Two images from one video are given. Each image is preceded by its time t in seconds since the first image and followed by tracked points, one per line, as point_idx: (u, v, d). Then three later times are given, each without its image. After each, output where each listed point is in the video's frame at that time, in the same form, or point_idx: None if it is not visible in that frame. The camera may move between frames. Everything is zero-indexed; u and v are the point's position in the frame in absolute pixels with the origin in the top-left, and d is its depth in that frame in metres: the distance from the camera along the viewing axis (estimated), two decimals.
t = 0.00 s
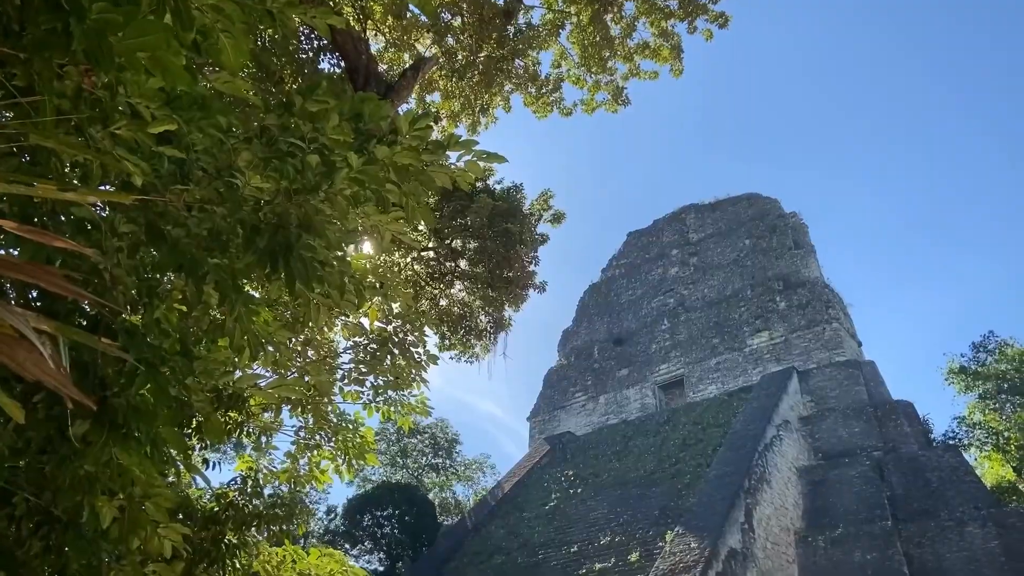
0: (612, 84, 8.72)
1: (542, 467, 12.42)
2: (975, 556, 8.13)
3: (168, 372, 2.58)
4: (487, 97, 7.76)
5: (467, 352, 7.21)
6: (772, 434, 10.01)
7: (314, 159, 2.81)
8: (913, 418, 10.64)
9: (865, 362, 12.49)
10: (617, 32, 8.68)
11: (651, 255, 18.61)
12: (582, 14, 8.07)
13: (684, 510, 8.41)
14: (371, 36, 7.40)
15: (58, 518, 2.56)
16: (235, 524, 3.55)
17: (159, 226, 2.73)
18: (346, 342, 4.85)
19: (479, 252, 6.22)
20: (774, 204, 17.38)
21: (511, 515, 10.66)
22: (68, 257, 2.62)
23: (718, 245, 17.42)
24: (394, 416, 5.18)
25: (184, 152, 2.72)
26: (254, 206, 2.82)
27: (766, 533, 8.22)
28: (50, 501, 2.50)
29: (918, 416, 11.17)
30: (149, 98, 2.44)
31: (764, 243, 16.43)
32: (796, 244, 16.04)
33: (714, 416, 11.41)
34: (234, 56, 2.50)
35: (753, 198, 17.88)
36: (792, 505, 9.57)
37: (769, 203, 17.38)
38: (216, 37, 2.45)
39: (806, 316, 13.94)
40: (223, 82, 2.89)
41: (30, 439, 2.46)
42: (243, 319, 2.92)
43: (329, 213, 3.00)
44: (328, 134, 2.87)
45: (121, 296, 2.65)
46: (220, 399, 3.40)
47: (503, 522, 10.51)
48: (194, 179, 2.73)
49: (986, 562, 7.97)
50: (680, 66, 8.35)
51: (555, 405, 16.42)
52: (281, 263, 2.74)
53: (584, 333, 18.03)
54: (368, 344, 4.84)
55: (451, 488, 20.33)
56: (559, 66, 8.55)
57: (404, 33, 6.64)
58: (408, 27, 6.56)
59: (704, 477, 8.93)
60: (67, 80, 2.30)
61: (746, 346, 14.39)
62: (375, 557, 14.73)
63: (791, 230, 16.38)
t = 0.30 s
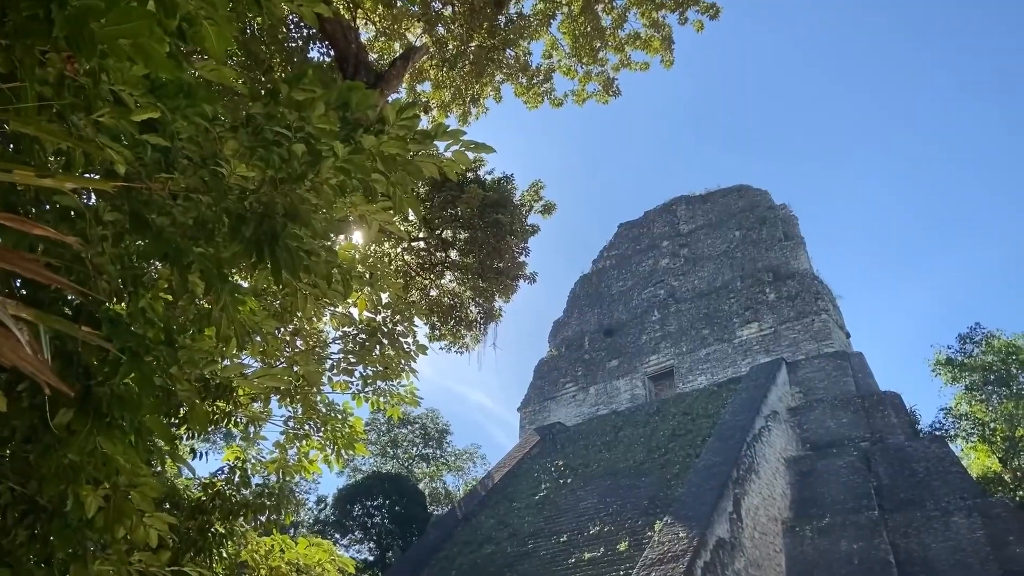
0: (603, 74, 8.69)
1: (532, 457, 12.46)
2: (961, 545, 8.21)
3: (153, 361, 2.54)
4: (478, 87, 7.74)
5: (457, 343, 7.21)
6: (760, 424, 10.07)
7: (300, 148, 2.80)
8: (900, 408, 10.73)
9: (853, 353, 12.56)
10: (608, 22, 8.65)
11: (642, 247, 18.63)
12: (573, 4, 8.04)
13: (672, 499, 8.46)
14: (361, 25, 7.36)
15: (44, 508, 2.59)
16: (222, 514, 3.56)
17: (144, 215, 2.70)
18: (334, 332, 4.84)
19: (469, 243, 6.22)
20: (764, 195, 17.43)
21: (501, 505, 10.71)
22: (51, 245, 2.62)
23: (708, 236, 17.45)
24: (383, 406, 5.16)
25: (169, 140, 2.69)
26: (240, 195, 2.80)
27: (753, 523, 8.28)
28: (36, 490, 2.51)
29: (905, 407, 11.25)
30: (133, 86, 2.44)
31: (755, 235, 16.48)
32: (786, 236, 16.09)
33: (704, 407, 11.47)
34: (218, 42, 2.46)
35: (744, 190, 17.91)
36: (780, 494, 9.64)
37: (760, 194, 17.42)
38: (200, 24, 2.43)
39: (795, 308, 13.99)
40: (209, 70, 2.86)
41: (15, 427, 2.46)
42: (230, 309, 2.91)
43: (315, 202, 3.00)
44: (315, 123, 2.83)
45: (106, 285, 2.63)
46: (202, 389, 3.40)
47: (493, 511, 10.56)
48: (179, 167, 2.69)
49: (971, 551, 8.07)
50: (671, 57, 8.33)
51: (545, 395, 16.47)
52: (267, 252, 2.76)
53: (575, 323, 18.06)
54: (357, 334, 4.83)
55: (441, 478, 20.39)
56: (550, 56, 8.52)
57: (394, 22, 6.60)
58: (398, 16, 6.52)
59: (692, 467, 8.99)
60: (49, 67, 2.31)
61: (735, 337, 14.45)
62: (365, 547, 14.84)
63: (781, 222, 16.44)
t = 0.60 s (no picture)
0: (594, 65, 8.67)
1: (522, 448, 12.49)
2: (946, 535, 8.31)
3: (137, 348, 2.53)
4: (468, 77, 7.71)
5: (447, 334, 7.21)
6: (749, 415, 10.12)
7: (286, 137, 2.81)
8: (888, 399, 10.80)
9: (841, 344, 12.63)
10: (599, 13, 8.61)
11: (632, 238, 18.64)
12: None
13: (662, 490, 8.51)
14: (351, 13, 7.32)
15: (29, 497, 2.57)
16: (210, 503, 3.56)
17: (129, 204, 2.67)
18: (323, 321, 4.84)
19: (459, 234, 6.21)
20: (754, 187, 17.47)
21: (491, 495, 10.74)
22: (34, 232, 2.60)
23: (699, 228, 17.48)
24: (372, 396, 5.17)
25: (154, 129, 2.68)
26: (226, 183, 2.74)
27: (742, 513, 8.34)
28: (20, 479, 2.50)
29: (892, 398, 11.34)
30: (117, 74, 2.43)
31: (745, 227, 16.53)
32: (776, 228, 16.14)
33: (693, 398, 11.52)
34: (202, 29, 2.41)
35: (734, 181, 17.94)
36: (768, 485, 9.69)
37: (750, 186, 17.46)
38: (183, 10, 2.39)
39: (785, 299, 14.04)
40: (195, 57, 2.82)
41: None
42: (217, 298, 2.80)
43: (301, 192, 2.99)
44: (300, 112, 2.83)
45: (89, 275, 2.62)
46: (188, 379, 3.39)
47: (483, 502, 10.59)
48: (163, 155, 2.70)
49: (957, 541, 8.15)
50: (662, 47, 8.31)
51: (536, 386, 16.50)
52: (254, 241, 2.73)
53: (566, 315, 18.07)
54: (346, 324, 4.83)
55: (431, 468, 20.41)
56: (541, 46, 8.49)
57: (384, 11, 6.56)
58: (388, 5, 6.49)
59: (682, 458, 9.03)
60: (31, 54, 2.29)
61: (725, 328, 14.50)
62: (355, 536, 14.85)
63: (771, 214, 16.48)
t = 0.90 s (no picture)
0: (584, 55, 8.64)
1: (512, 438, 12.53)
2: (932, 525, 8.39)
3: (121, 338, 2.53)
4: (458, 67, 7.67)
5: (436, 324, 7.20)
6: (737, 406, 10.18)
7: (271, 126, 2.79)
8: (875, 390, 10.88)
9: (829, 336, 12.70)
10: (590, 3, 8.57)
11: (623, 229, 18.65)
12: None
13: (650, 480, 8.56)
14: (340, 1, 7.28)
15: (14, 486, 2.55)
16: (197, 493, 3.55)
17: (112, 193, 2.64)
18: (312, 311, 4.83)
19: (449, 224, 6.22)
20: (744, 178, 17.52)
21: (480, 485, 10.77)
22: (17, 221, 2.58)
23: (689, 219, 17.52)
24: (361, 387, 5.17)
25: (138, 117, 2.67)
26: (211, 173, 2.70)
27: (729, 502, 8.40)
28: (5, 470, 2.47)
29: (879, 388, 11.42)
30: (101, 61, 2.43)
31: (734, 219, 16.58)
32: (765, 219, 16.19)
33: (682, 388, 11.58)
34: (186, 17, 2.36)
35: (724, 173, 17.97)
36: (756, 475, 9.76)
37: (740, 177, 17.51)
38: None
39: (774, 291, 14.10)
40: (181, 46, 2.77)
41: None
42: (202, 288, 2.77)
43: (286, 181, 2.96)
44: (287, 101, 2.80)
45: (72, 265, 2.60)
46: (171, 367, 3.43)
47: (473, 492, 10.62)
48: (148, 144, 2.67)
49: (943, 530, 8.24)
50: (652, 39, 8.29)
51: (526, 376, 16.53)
52: (238, 231, 2.69)
53: (556, 305, 18.09)
54: (334, 314, 4.83)
55: (421, 458, 20.45)
56: (531, 36, 8.46)
57: None
58: None
59: (670, 448, 9.08)
60: (13, 41, 2.23)
61: (714, 319, 14.56)
62: (344, 527, 14.88)
63: (761, 206, 16.53)
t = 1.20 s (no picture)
0: (575, 47, 8.64)
1: (502, 429, 12.56)
2: (919, 515, 8.47)
3: (107, 328, 2.50)
4: (449, 57, 7.65)
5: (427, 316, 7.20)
6: (727, 397, 10.23)
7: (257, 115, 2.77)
8: (864, 381, 10.97)
9: (819, 327, 12.76)
10: None
11: (614, 221, 18.67)
12: None
13: (640, 470, 8.61)
14: None
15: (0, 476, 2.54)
16: (184, 484, 3.55)
17: (97, 181, 2.62)
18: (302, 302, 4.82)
19: (440, 216, 6.20)
20: (735, 170, 17.55)
21: (471, 476, 10.80)
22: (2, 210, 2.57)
23: (680, 211, 17.54)
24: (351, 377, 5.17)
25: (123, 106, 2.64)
26: (197, 162, 2.67)
27: (718, 493, 8.46)
28: None
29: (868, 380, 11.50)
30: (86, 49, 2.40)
31: (725, 211, 16.63)
32: (756, 211, 16.23)
33: (672, 379, 11.63)
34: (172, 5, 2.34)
35: (715, 165, 18.00)
36: (745, 465, 9.82)
37: (731, 169, 17.54)
38: None
39: (764, 283, 14.15)
40: (167, 34, 2.74)
41: None
42: (189, 278, 2.75)
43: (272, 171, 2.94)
44: (274, 89, 2.77)
45: (57, 254, 2.60)
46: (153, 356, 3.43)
47: (463, 482, 10.66)
48: (134, 132, 2.65)
49: (929, 520, 8.32)
50: (643, 30, 8.27)
51: (516, 367, 16.55)
52: (225, 220, 2.67)
53: (547, 296, 18.10)
54: (324, 305, 4.82)
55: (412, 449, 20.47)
56: (522, 27, 8.41)
57: None
58: None
59: (660, 439, 9.13)
60: None
61: (704, 311, 14.61)
62: (335, 517, 14.91)
63: (751, 198, 16.57)
